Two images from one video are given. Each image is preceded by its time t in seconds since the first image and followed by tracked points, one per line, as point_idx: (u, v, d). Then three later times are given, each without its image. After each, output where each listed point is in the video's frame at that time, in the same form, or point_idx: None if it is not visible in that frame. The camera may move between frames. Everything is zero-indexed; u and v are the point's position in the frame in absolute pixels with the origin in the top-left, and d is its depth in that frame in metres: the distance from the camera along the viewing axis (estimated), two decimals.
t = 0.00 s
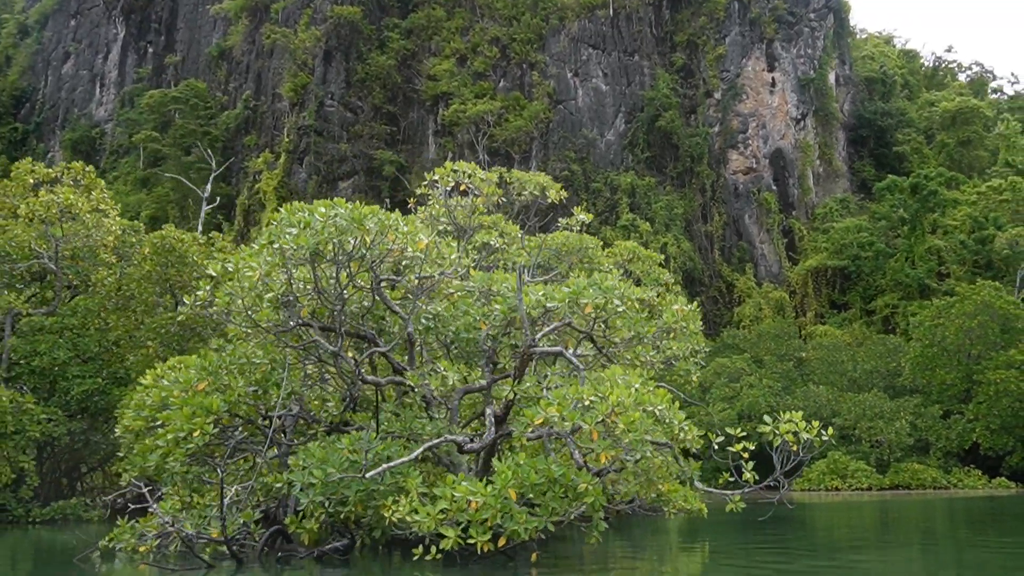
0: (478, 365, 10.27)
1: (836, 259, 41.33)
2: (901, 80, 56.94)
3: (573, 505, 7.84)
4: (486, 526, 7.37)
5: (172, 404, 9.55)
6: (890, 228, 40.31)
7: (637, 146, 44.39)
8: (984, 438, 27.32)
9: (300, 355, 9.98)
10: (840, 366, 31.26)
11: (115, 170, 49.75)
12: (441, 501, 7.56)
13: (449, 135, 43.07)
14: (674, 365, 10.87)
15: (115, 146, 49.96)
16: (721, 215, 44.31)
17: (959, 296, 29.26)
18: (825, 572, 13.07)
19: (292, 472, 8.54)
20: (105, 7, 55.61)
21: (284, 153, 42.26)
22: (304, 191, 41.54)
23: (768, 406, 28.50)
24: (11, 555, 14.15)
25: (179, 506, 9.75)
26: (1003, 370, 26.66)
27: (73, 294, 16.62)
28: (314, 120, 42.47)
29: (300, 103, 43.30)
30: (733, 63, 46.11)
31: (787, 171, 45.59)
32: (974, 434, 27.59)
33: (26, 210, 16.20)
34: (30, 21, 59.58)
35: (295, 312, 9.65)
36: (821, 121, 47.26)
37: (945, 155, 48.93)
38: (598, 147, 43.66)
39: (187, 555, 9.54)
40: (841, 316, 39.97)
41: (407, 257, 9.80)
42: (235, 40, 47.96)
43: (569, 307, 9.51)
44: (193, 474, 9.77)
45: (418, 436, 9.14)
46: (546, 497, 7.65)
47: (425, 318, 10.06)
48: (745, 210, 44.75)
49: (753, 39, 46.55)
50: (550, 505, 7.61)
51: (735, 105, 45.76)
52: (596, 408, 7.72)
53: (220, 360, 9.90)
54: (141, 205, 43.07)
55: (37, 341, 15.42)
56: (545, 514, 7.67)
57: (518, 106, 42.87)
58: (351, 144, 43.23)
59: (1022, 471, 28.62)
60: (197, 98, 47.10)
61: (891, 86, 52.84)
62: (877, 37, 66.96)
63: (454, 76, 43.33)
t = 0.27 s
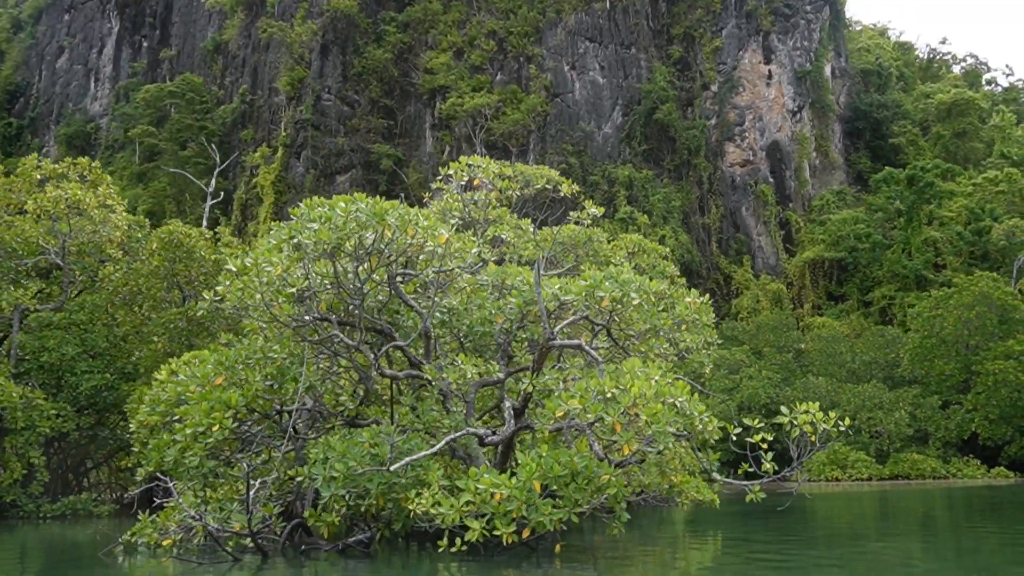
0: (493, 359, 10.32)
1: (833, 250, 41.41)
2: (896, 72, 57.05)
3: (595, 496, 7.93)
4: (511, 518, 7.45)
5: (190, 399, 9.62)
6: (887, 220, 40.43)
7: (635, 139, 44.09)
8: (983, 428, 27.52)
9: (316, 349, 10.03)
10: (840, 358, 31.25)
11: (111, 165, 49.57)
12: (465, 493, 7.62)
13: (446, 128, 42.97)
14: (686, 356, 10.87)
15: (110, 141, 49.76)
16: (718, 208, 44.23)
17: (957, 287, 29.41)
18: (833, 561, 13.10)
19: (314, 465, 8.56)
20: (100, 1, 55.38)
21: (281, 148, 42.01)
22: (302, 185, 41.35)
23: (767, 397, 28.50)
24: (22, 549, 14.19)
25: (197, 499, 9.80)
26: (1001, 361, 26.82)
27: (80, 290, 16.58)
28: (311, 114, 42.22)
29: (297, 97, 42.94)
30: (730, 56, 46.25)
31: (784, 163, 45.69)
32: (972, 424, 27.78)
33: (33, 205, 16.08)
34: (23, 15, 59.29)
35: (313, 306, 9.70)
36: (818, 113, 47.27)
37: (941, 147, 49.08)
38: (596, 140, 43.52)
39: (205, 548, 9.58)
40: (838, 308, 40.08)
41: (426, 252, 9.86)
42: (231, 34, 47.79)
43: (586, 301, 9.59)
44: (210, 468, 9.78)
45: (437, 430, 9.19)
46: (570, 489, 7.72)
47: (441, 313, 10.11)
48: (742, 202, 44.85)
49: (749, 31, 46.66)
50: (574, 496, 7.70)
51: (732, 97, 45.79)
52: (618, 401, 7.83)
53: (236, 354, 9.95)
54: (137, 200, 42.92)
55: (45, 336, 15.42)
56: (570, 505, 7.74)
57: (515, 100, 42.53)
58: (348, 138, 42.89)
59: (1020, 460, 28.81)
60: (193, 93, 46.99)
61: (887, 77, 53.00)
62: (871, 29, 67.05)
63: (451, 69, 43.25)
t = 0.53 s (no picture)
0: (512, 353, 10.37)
1: (830, 242, 41.45)
2: (892, 63, 57.10)
3: (619, 487, 7.99)
4: (539, 509, 7.52)
5: (209, 394, 9.67)
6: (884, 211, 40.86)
7: (632, 131, 44.03)
8: (982, 418, 27.66)
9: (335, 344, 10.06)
10: (839, 349, 31.19)
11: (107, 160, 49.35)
12: (490, 486, 7.70)
13: (444, 121, 42.43)
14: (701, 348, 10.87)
15: (105, 136, 49.51)
16: (716, 200, 44.15)
17: (956, 278, 29.52)
18: (843, 549, 13.17)
19: (337, 459, 8.60)
20: None
21: (279, 142, 41.88)
22: (300, 179, 41.25)
23: (768, 389, 28.49)
24: (34, 544, 14.26)
25: (217, 493, 9.84)
26: (1001, 351, 26.95)
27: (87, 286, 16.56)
28: (309, 108, 42.16)
29: (295, 90, 42.74)
30: (727, 48, 46.16)
31: (782, 155, 45.70)
32: (972, 414, 27.93)
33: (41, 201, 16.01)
34: (17, 10, 59.02)
35: (332, 300, 9.73)
36: (814, 105, 47.46)
37: (937, 138, 49.22)
38: (594, 133, 43.31)
39: (225, 542, 9.62)
40: (836, 300, 40.17)
41: (444, 246, 9.89)
42: (226, 28, 47.55)
43: (605, 295, 9.65)
44: (231, 464, 9.84)
45: (459, 424, 9.23)
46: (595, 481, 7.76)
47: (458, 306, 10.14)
48: (740, 194, 44.88)
49: (747, 23, 46.58)
50: (599, 489, 7.76)
51: (729, 89, 45.80)
52: (642, 393, 7.90)
53: (255, 348, 9.98)
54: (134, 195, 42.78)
55: (54, 332, 15.43)
56: (596, 496, 7.80)
57: (512, 93, 42.26)
58: (345, 132, 42.91)
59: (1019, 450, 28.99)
60: (190, 87, 46.79)
61: (883, 69, 53.04)
62: (866, 20, 67.12)
63: (448, 63, 42.63)
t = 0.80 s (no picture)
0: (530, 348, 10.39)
1: (829, 238, 41.70)
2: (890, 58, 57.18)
3: (643, 482, 8.04)
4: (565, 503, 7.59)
5: (229, 391, 9.71)
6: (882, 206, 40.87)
7: (632, 127, 44.01)
8: (983, 413, 27.74)
9: (354, 340, 10.10)
10: (840, 345, 31.16)
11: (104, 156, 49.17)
12: (516, 481, 7.78)
13: (444, 118, 42.40)
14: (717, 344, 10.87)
15: (102, 132, 49.31)
16: (716, 195, 44.10)
17: (956, 273, 29.56)
18: (855, 543, 13.19)
19: (360, 455, 8.65)
20: None
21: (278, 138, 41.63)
22: (300, 175, 41.13)
23: (770, 384, 28.48)
24: (46, 540, 14.28)
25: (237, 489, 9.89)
26: (1001, 346, 27.03)
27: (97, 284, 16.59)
28: (308, 104, 41.95)
29: (294, 87, 42.45)
30: (725, 43, 46.00)
31: (780, 150, 45.84)
32: (972, 409, 28.00)
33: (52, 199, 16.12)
34: (13, 6, 58.83)
35: (352, 297, 9.78)
36: (813, 100, 47.48)
37: (935, 133, 49.36)
38: (592, 128, 43.28)
39: (247, 539, 9.67)
40: (835, 295, 40.26)
41: (463, 242, 9.93)
42: (224, 24, 47.37)
43: (624, 291, 9.71)
44: (252, 461, 9.87)
45: (480, 420, 9.27)
46: (620, 476, 7.79)
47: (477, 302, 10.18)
48: (740, 189, 44.87)
49: (745, 19, 46.60)
50: (624, 483, 7.81)
51: (728, 85, 45.74)
52: (666, 388, 7.94)
53: (274, 346, 10.03)
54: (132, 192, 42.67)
55: (65, 329, 15.47)
56: (620, 491, 7.85)
57: (512, 89, 42.08)
58: (344, 128, 42.66)
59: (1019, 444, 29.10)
60: (187, 83, 46.60)
61: (882, 65, 52.93)
62: (864, 16, 67.20)
63: (447, 59, 42.50)
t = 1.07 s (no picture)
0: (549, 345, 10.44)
1: (830, 235, 41.29)
2: (890, 56, 57.22)
3: (668, 477, 8.11)
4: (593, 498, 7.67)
5: (249, 387, 9.75)
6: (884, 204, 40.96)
7: (633, 124, 43.87)
8: (986, 409, 27.81)
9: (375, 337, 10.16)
10: (842, 341, 31.18)
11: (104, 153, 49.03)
12: (543, 476, 7.85)
13: (445, 114, 42.15)
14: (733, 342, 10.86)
15: (102, 129, 49.15)
16: (717, 192, 44.20)
17: (957, 270, 29.60)
18: (869, 538, 13.17)
19: (386, 450, 8.71)
20: None
21: (279, 134, 41.36)
22: (301, 171, 40.79)
23: (773, 380, 28.48)
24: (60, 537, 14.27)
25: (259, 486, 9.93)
26: (1004, 342, 27.12)
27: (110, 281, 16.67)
28: (309, 101, 41.44)
29: (295, 84, 42.02)
30: (727, 40, 45.96)
31: (782, 147, 45.92)
32: (976, 405, 28.07)
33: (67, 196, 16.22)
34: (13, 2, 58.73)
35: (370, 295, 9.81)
36: (814, 98, 47.34)
37: (936, 130, 49.47)
38: (595, 125, 42.88)
39: (271, 535, 9.73)
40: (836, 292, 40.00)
41: (484, 239, 10.02)
42: (225, 20, 47.25)
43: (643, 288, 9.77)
44: (273, 458, 9.92)
45: (502, 417, 9.33)
46: (646, 471, 7.86)
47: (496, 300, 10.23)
48: (741, 185, 44.95)
49: (747, 16, 46.53)
50: (650, 479, 7.87)
51: (730, 82, 45.54)
52: (692, 384, 8.01)
53: (294, 342, 10.08)
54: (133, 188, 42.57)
55: (78, 327, 15.57)
56: (646, 486, 7.92)
57: (514, 86, 41.92)
58: (346, 125, 42.19)
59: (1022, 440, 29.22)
60: (189, 80, 46.68)
61: (882, 62, 53.33)
62: (863, 13, 67.22)
63: (449, 55, 42.35)
